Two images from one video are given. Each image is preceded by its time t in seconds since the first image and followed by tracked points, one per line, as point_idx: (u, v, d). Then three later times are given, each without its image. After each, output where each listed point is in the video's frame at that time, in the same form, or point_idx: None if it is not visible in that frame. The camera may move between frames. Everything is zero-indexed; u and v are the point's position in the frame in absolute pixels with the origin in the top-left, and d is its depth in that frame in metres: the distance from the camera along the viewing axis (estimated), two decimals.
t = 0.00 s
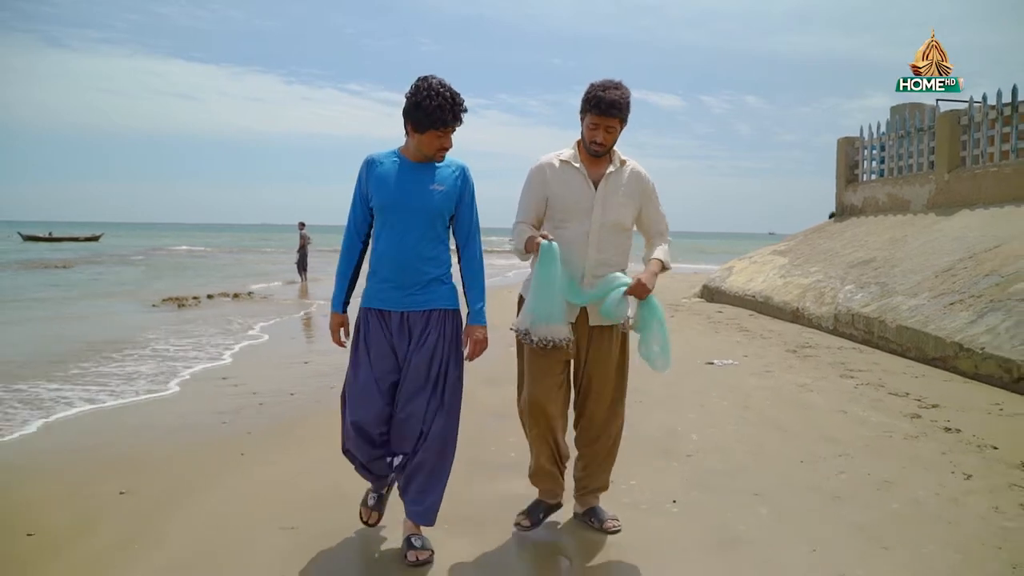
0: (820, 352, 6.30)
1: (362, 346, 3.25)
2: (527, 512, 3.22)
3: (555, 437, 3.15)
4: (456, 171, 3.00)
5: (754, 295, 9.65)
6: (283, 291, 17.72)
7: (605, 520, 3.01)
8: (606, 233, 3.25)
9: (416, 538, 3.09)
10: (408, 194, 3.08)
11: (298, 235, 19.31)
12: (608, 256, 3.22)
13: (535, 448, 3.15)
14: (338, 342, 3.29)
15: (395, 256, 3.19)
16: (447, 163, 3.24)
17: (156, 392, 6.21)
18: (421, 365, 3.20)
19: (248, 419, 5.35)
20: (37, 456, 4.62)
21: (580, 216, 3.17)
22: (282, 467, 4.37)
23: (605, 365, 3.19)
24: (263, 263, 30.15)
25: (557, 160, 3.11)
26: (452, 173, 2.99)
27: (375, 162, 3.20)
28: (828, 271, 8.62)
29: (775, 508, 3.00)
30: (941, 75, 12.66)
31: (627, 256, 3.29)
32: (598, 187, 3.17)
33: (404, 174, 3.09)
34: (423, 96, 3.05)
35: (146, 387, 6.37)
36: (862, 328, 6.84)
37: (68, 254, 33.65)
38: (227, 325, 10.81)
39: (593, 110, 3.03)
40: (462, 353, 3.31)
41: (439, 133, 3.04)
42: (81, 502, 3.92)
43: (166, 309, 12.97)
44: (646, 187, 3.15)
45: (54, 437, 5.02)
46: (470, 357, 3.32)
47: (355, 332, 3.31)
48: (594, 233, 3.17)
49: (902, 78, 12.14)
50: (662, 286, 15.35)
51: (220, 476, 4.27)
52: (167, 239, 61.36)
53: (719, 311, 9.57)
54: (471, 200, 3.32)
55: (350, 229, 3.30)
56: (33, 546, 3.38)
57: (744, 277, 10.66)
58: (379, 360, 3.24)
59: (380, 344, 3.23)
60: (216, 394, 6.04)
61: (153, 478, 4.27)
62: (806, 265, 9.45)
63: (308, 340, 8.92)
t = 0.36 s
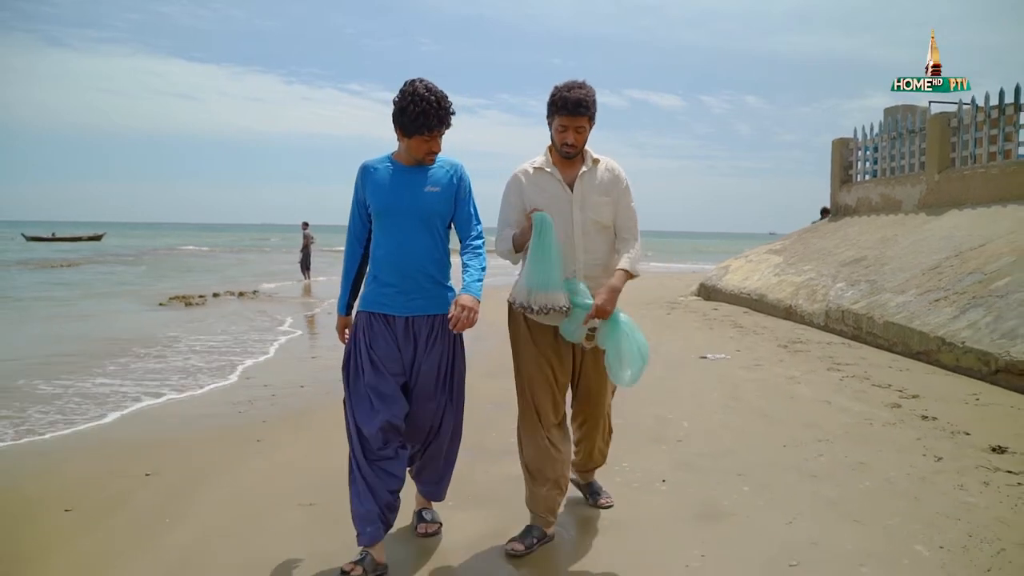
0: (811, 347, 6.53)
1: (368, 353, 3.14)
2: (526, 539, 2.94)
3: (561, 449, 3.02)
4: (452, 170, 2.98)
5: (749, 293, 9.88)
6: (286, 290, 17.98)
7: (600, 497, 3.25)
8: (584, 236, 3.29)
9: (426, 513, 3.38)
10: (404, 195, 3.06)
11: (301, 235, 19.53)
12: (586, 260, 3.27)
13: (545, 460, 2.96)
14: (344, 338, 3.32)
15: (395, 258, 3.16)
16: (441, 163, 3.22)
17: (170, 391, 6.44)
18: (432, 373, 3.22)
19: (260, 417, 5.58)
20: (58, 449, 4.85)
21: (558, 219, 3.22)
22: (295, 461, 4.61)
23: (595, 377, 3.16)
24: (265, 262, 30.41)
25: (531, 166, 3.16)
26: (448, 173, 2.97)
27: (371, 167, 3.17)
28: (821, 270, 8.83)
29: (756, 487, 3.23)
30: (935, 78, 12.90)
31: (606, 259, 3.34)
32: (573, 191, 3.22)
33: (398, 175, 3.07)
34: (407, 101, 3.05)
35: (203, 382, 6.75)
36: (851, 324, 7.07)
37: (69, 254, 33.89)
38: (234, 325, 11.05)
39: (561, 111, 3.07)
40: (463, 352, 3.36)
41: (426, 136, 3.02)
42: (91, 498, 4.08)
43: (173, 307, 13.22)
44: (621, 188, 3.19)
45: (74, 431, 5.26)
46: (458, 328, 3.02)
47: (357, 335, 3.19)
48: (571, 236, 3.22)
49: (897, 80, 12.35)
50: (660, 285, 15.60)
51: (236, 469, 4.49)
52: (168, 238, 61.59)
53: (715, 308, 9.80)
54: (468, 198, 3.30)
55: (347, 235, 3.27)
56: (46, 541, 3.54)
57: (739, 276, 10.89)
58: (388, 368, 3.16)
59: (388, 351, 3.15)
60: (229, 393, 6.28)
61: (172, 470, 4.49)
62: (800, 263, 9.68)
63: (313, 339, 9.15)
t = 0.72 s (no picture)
0: (804, 342, 6.75)
1: (361, 349, 3.22)
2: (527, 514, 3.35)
3: (545, 435, 3.30)
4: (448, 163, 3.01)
5: (747, 291, 10.11)
6: (292, 288, 18.25)
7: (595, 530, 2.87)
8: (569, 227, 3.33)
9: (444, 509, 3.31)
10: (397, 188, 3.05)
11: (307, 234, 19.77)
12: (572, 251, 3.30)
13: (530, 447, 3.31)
14: (317, 345, 3.12)
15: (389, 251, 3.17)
16: (429, 155, 3.22)
17: (186, 386, 6.68)
18: (425, 360, 3.18)
19: (274, 408, 5.82)
20: (82, 440, 5.08)
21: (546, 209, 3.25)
22: (309, 449, 4.84)
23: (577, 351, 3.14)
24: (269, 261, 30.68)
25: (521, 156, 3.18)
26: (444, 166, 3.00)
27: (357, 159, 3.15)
28: (816, 268, 9.05)
29: (744, 468, 3.46)
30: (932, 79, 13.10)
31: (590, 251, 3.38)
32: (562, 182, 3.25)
33: (390, 168, 3.06)
34: (387, 91, 3.03)
35: (252, 376, 7.12)
36: (844, 320, 7.29)
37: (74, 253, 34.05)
38: (243, 322, 11.30)
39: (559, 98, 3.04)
40: (464, 337, 3.36)
41: (411, 124, 3.01)
42: (102, 487, 4.20)
43: (183, 305, 13.49)
44: (609, 182, 3.24)
45: (96, 423, 5.50)
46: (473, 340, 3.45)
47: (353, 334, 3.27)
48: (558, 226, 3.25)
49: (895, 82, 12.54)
50: (662, 283, 15.85)
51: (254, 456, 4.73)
52: (172, 237, 61.91)
53: (714, 306, 10.02)
54: (455, 189, 3.34)
55: (334, 229, 3.22)
56: (79, 520, 3.77)
57: (738, 273, 11.12)
58: (381, 360, 3.23)
59: (380, 344, 3.21)
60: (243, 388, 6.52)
61: (192, 457, 4.73)
62: (797, 261, 9.91)
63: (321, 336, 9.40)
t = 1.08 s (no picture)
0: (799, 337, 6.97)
1: (372, 351, 3.30)
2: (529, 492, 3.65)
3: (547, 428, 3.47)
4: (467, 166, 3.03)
5: (745, 287, 10.33)
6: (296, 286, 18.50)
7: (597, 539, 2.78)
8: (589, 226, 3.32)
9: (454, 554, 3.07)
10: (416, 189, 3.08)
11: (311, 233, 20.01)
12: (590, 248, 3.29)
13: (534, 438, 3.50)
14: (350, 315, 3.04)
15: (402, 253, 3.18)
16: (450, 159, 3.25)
17: (202, 381, 6.91)
18: (429, 365, 3.19)
19: (288, 401, 6.05)
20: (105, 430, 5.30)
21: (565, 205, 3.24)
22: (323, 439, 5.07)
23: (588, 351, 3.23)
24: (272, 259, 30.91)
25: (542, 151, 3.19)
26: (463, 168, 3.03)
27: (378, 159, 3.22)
28: (812, 266, 9.26)
29: (737, 450, 3.68)
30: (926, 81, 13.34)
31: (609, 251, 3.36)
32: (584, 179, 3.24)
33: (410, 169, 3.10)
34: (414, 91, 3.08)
35: (298, 369, 7.47)
36: (839, 315, 7.50)
37: (78, 250, 34.29)
38: (251, 319, 11.53)
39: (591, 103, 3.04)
40: (477, 343, 3.29)
41: (437, 125, 3.06)
42: (103, 486, 4.22)
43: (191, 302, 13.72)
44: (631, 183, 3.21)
45: (118, 414, 5.74)
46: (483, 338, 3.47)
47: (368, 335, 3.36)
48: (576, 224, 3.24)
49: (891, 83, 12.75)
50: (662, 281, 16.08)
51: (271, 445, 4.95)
52: (175, 236, 62.15)
53: (712, 303, 10.24)
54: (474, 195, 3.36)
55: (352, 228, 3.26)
56: (110, 501, 4.00)
57: (736, 271, 11.34)
58: (390, 364, 3.29)
59: (389, 347, 3.26)
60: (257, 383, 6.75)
61: (212, 445, 4.95)
62: (794, 259, 10.12)
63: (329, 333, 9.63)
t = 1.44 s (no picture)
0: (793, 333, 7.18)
1: (393, 339, 3.33)
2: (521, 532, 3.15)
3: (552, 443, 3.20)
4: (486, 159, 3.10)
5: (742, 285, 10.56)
6: (301, 284, 18.74)
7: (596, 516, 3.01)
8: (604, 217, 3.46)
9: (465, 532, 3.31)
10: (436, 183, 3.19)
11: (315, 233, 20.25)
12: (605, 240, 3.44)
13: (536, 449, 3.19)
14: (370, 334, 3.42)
15: (424, 245, 3.30)
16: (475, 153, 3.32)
17: (216, 376, 7.15)
18: (456, 359, 3.33)
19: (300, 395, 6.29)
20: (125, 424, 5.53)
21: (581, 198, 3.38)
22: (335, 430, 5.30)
23: (601, 351, 3.34)
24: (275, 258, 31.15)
25: (556, 149, 3.33)
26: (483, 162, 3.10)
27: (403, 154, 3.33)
28: (808, 265, 9.48)
29: (728, 437, 3.90)
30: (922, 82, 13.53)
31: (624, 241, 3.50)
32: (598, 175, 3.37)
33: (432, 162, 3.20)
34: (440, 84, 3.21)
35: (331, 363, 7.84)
36: (832, 313, 7.72)
37: (80, 248, 34.50)
38: (258, 317, 11.77)
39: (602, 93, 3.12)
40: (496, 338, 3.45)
41: (461, 117, 3.18)
42: (128, 473, 4.45)
43: (198, 301, 13.96)
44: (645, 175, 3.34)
45: (137, 409, 5.98)
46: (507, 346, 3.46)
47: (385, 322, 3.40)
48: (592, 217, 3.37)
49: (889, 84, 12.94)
50: (661, 280, 16.32)
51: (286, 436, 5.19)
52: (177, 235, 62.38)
53: (710, 300, 10.46)
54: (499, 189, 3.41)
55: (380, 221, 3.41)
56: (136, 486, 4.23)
57: (734, 270, 11.56)
58: (412, 354, 3.33)
59: (413, 337, 3.32)
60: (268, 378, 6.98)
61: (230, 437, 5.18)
62: (790, 258, 10.35)
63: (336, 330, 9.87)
